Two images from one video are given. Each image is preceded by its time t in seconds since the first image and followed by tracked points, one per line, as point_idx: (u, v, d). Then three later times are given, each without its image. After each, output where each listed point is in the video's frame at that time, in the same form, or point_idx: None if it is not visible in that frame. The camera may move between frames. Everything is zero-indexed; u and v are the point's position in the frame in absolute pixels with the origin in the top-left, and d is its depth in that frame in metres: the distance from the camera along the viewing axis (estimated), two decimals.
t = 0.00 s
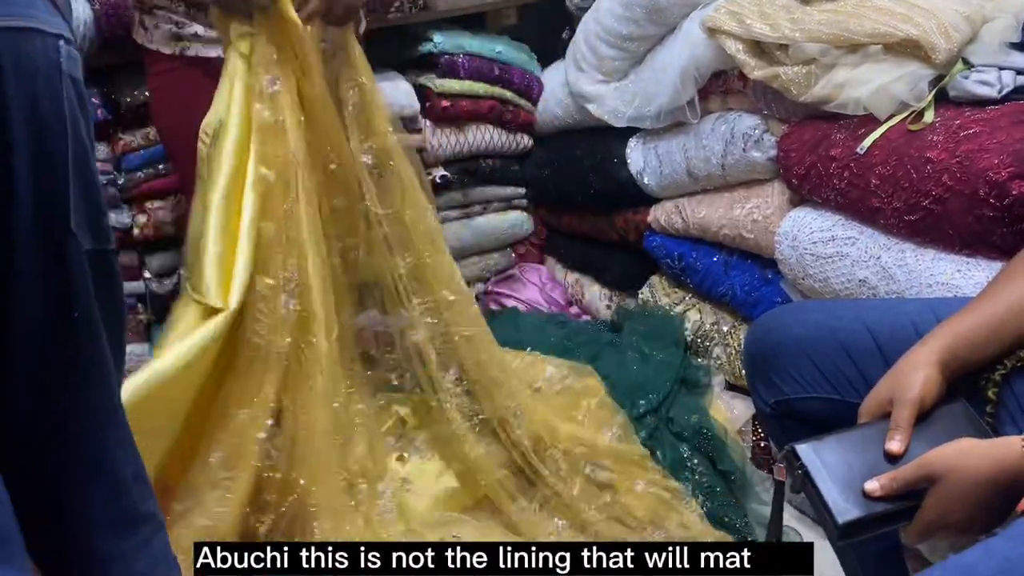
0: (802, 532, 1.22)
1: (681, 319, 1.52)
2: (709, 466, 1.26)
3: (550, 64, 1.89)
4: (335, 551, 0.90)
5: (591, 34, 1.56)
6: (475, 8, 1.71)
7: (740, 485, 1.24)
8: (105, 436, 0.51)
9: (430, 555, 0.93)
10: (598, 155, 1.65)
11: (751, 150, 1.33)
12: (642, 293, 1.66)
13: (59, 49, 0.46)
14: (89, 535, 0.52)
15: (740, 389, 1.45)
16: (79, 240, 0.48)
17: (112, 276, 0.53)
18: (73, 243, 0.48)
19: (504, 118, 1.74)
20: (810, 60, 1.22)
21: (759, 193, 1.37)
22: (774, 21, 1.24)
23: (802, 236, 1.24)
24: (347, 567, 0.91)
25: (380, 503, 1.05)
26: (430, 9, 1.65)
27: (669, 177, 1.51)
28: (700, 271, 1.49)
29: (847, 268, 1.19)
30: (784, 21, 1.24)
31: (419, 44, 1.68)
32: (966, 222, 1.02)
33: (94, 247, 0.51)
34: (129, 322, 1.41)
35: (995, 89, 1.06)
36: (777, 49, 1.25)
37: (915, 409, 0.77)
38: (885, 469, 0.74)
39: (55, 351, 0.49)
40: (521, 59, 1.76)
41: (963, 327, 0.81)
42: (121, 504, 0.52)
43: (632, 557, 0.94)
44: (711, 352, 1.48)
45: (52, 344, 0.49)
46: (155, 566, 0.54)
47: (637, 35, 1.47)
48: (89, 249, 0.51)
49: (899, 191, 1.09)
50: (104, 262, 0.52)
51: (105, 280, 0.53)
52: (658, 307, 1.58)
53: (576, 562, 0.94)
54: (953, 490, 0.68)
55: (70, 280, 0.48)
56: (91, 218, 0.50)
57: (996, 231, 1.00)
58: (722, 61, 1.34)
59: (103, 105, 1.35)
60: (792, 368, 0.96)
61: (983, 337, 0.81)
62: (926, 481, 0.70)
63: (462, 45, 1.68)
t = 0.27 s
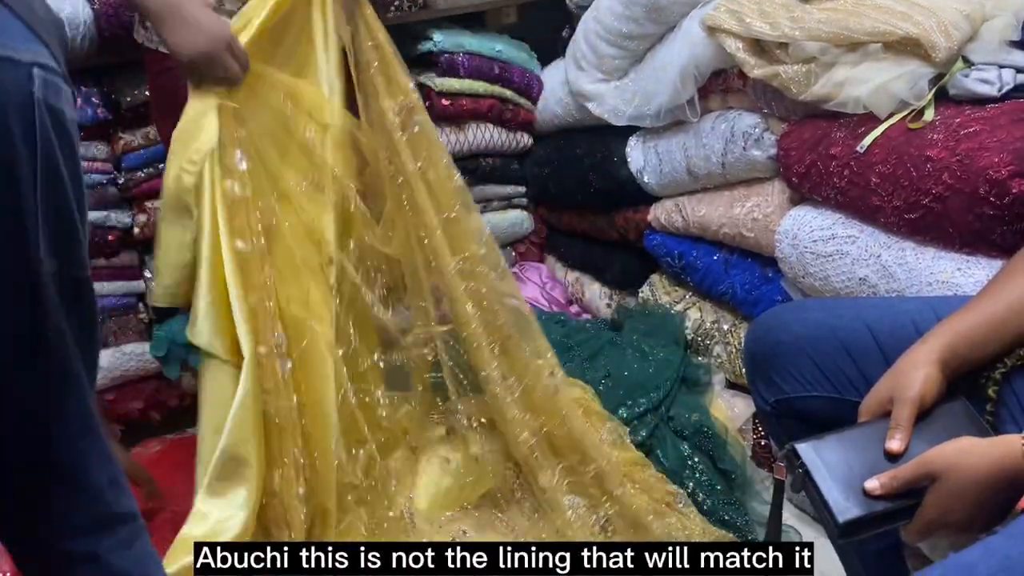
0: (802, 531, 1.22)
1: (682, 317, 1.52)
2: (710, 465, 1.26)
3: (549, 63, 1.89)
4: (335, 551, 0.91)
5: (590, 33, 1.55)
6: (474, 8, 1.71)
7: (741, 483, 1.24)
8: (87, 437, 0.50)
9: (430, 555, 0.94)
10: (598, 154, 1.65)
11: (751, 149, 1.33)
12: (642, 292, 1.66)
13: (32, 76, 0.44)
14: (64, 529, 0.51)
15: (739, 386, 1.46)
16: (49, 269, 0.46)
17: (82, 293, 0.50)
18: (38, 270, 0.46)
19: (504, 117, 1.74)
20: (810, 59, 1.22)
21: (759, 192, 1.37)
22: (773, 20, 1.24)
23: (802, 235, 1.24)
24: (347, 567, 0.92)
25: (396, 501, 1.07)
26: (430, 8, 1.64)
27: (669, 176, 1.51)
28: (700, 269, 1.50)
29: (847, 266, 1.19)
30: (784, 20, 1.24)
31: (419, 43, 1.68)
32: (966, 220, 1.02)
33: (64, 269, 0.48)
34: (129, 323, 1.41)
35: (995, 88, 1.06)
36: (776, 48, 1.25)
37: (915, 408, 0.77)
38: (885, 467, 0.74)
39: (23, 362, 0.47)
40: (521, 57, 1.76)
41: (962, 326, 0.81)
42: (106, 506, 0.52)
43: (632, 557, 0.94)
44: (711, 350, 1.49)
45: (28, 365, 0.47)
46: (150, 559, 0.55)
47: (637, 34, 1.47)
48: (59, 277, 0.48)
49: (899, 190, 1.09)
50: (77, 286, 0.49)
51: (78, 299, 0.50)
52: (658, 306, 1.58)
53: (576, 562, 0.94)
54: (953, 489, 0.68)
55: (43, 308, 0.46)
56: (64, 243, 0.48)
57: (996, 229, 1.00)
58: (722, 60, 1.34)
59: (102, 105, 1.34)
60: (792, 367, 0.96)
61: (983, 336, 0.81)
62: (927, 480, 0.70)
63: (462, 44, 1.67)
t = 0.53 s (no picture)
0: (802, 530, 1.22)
1: (682, 316, 1.52)
2: (710, 464, 1.26)
3: (549, 63, 1.89)
4: (334, 551, 0.91)
5: (590, 32, 1.55)
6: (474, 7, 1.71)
7: (741, 482, 1.24)
8: (59, 441, 0.57)
9: (430, 555, 0.91)
10: (598, 153, 1.65)
11: (751, 147, 1.33)
12: (642, 291, 1.66)
13: (28, 125, 0.50)
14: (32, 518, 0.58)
15: (740, 384, 1.46)
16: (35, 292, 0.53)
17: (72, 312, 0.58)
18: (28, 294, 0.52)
19: (504, 116, 1.74)
20: (809, 57, 1.22)
21: (759, 190, 1.37)
22: (773, 18, 1.24)
23: (802, 233, 1.24)
24: (347, 567, 0.91)
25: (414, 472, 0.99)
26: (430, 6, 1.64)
27: (669, 175, 1.50)
28: (700, 268, 1.49)
29: (847, 265, 1.19)
30: (784, 18, 1.23)
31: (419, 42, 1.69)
32: (966, 219, 1.02)
33: (53, 296, 0.55)
34: (129, 323, 1.41)
35: (995, 86, 1.06)
36: (776, 47, 1.25)
37: (914, 406, 0.77)
38: (885, 466, 0.74)
39: (18, 369, 0.53)
40: (521, 57, 1.76)
41: (961, 324, 0.81)
42: (68, 500, 0.59)
43: (632, 557, 0.94)
44: (711, 349, 1.49)
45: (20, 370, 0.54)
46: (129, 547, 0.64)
47: (637, 32, 1.47)
48: (44, 299, 0.55)
49: (898, 188, 1.09)
50: (65, 310, 0.57)
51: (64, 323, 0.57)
52: (658, 305, 1.58)
53: (576, 561, 0.94)
54: (953, 487, 0.68)
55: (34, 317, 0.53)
56: (50, 269, 0.55)
57: (996, 227, 1.00)
58: (722, 59, 1.34)
59: (102, 104, 1.34)
60: (792, 366, 0.96)
61: (981, 335, 0.81)
62: (927, 479, 0.70)
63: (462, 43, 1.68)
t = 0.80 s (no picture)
0: (802, 530, 1.22)
1: (682, 316, 1.52)
2: (711, 463, 1.26)
3: (549, 62, 1.89)
4: (334, 551, 0.91)
5: (590, 32, 1.55)
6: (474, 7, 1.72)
7: (741, 482, 1.24)
8: (81, 440, 0.54)
9: (430, 555, 0.93)
10: (598, 153, 1.65)
11: (751, 147, 1.33)
12: (642, 291, 1.66)
13: (16, 72, 0.49)
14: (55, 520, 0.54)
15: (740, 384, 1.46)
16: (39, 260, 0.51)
17: (77, 291, 0.56)
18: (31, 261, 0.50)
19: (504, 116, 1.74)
20: (808, 57, 1.22)
21: (758, 190, 1.37)
22: (772, 18, 1.24)
23: (802, 233, 1.24)
24: (348, 567, 0.92)
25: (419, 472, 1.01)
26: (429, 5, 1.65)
27: (669, 174, 1.50)
28: (700, 267, 1.49)
29: (847, 264, 1.19)
30: (783, 18, 1.23)
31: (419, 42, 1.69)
32: (965, 219, 1.02)
33: (58, 266, 0.53)
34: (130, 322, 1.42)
35: (994, 85, 1.06)
36: (775, 46, 1.25)
37: (914, 406, 0.77)
38: (885, 466, 0.74)
39: (20, 353, 0.51)
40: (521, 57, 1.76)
41: (960, 324, 0.81)
42: (104, 506, 0.55)
43: (632, 557, 0.95)
44: (711, 348, 1.49)
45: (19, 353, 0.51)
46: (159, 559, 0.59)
47: (636, 32, 1.47)
48: (52, 273, 0.53)
49: (897, 187, 1.09)
50: (72, 280, 0.55)
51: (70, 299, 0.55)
52: (659, 305, 1.58)
53: (576, 562, 0.94)
54: (953, 486, 0.68)
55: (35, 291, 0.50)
56: (52, 238, 0.52)
57: (996, 227, 1.00)
58: (721, 59, 1.34)
59: (101, 105, 1.34)
60: (792, 365, 0.96)
61: (979, 335, 0.81)
62: (926, 478, 0.70)
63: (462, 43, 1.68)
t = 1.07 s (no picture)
0: (802, 530, 1.22)
1: (682, 316, 1.52)
2: (710, 463, 1.26)
3: (549, 63, 1.89)
4: (334, 551, 0.90)
5: (589, 32, 1.56)
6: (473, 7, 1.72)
7: (741, 482, 1.24)
8: (109, 442, 0.51)
9: (430, 555, 0.93)
10: (598, 153, 1.65)
11: (750, 147, 1.33)
12: (642, 291, 1.66)
13: (55, 59, 0.44)
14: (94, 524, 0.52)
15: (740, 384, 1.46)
16: (82, 254, 0.47)
17: (124, 285, 0.51)
18: (70, 255, 0.47)
19: (503, 116, 1.75)
20: (808, 57, 1.22)
21: (758, 190, 1.37)
22: (772, 18, 1.24)
23: (802, 233, 1.24)
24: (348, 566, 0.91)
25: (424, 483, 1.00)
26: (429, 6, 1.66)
27: (669, 175, 1.51)
28: (700, 268, 1.49)
29: (846, 265, 1.19)
30: (782, 18, 1.24)
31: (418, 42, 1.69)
32: (964, 219, 1.02)
33: (102, 260, 0.49)
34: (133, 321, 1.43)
35: (993, 85, 1.06)
36: (775, 46, 1.25)
37: (913, 406, 0.77)
38: (884, 466, 0.74)
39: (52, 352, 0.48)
40: (520, 56, 1.76)
41: (959, 324, 0.81)
42: (134, 507, 0.52)
43: (631, 557, 0.95)
44: (711, 349, 1.49)
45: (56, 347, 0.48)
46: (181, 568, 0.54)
47: (636, 32, 1.47)
48: (96, 266, 0.48)
49: (897, 188, 1.10)
50: (116, 274, 0.50)
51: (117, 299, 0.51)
52: (658, 305, 1.58)
53: (575, 561, 0.94)
54: (953, 486, 0.68)
55: (71, 292, 0.47)
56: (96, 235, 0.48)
57: (996, 227, 1.00)
58: (721, 59, 1.34)
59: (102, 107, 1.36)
60: (791, 365, 0.96)
61: (979, 335, 0.81)
62: (926, 478, 0.70)
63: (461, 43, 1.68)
